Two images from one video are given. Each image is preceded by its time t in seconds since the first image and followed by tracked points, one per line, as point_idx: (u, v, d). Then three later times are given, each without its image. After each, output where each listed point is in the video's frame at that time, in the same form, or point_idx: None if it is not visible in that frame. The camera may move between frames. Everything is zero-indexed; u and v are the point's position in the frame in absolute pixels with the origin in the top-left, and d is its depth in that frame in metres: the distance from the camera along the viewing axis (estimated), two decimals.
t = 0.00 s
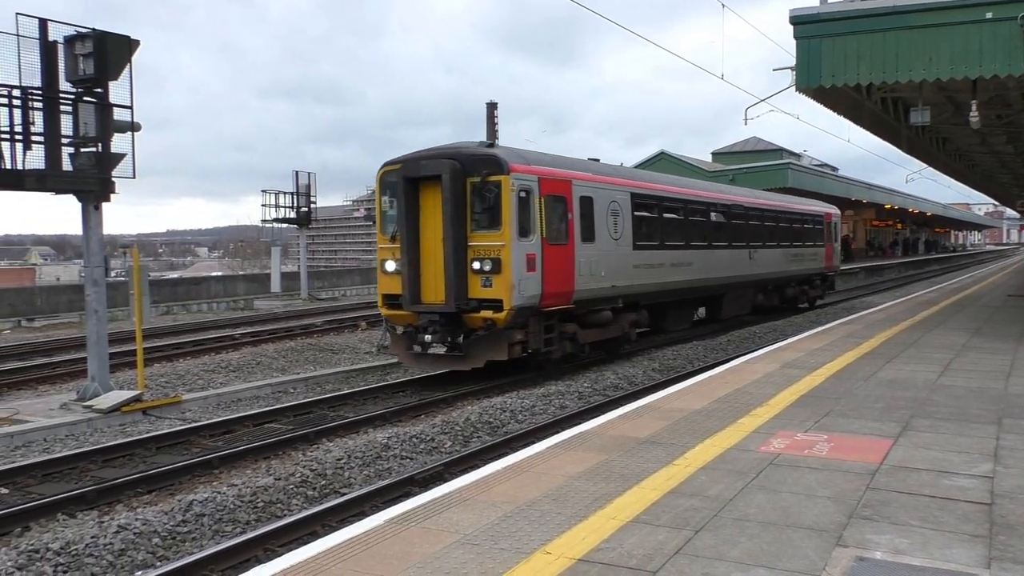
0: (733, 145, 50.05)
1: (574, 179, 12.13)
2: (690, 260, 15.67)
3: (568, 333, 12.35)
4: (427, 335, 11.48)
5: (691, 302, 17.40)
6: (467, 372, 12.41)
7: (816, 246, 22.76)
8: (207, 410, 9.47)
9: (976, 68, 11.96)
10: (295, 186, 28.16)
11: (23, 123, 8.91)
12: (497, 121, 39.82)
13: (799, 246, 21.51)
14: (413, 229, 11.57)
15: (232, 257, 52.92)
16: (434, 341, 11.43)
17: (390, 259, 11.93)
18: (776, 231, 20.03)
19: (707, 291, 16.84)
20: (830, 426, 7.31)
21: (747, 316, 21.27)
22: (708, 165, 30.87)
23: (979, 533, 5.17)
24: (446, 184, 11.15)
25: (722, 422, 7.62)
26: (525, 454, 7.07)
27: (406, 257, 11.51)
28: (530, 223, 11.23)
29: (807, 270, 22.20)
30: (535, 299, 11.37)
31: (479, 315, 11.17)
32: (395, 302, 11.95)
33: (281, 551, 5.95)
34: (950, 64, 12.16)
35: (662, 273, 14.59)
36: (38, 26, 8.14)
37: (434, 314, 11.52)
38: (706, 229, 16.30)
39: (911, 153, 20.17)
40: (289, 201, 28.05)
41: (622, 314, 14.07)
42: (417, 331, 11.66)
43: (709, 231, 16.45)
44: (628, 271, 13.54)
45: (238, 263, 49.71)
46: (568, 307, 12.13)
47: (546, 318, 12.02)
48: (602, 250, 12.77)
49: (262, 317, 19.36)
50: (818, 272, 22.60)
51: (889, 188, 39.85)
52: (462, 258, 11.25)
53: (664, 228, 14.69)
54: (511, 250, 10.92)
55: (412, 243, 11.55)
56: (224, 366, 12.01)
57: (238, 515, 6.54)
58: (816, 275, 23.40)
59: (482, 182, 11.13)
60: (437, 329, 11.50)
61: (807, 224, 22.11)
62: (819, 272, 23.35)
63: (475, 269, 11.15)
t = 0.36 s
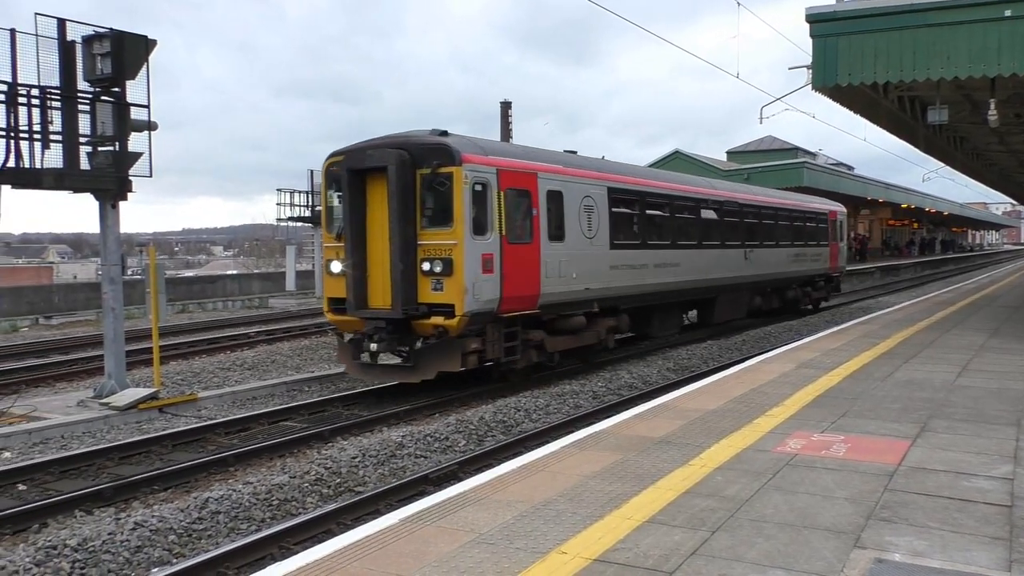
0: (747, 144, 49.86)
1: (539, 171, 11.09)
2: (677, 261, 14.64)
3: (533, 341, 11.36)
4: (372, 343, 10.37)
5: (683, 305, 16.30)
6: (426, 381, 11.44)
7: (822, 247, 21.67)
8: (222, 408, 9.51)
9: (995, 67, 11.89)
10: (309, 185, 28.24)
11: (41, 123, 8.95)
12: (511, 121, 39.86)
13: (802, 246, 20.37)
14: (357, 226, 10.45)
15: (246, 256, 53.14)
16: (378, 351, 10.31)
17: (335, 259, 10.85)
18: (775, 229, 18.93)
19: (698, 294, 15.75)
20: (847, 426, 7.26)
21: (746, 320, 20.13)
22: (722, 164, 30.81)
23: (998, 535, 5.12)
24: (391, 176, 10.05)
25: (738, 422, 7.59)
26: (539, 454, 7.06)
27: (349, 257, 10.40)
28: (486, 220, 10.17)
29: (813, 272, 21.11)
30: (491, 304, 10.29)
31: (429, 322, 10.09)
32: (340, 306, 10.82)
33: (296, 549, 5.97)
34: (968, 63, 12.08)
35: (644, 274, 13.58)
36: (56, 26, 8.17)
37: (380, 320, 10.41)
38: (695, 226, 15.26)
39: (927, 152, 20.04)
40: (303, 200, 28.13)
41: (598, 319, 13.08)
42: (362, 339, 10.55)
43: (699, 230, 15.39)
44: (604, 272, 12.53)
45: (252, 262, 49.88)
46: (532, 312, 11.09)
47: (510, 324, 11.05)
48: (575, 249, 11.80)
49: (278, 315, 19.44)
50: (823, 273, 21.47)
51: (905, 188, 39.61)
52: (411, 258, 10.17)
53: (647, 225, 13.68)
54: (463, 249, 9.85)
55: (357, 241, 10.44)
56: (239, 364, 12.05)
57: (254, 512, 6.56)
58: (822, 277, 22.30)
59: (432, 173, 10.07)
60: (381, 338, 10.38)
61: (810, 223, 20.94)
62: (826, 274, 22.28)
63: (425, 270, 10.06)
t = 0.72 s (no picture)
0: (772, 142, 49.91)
1: (501, 163, 10.06)
2: (666, 263, 13.62)
3: (495, 351, 10.27)
4: (309, 355, 9.37)
5: (675, 309, 15.23)
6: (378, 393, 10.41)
7: (830, 248, 20.60)
8: (245, 406, 9.58)
9: None
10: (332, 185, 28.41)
11: (69, 123, 9.06)
12: (532, 121, 39.88)
13: (806, 247, 19.26)
14: (294, 224, 9.48)
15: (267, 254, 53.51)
16: (314, 363, 9.30)
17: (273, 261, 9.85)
18: (779, 228, 17.90)
19: (689, 298, 14.69)
20: (872, 428, 7.19)
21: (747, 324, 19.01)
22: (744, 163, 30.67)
23: None
24: (327, 168, 9.07)
25: (761, 423, 7.55)
26: (561, 454, 7.05)
27: (284, 257, 9.40)
28: (435, 216, 9.14)
29: (821, 274, 20.12)
30: (442, 311, 9.22)
31: (372, 331, 9.09)
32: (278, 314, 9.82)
33: (319, 547, 5.99)
34: (996, 59, 11.95)
35: (627, 277, 12.58)
36: (83, 27, 8.26)
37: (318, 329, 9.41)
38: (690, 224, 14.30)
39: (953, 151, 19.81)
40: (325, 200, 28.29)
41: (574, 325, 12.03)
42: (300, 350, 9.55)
43: (692, 229, 14.35)
44: (580, 275, 11.52)
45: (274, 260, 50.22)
46: (493, 320, 10.03)
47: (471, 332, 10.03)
48: (545, 250, 10.80)
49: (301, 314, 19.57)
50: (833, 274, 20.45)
51: (930, 187, 39.18)
52: (351, 259, 9.17)
53: (631, 224, 12.67)
54: (407, 250, 8.81)
55: (294, 242, 9.45)
56: (262, 362, 12.14)
57: (276, 510, 6.60)
58: (832, 279, 21.21)
59: (374, 164, 9.08)
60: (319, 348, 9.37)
61: (815, 222, 19.83)
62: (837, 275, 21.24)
63: (366, 274, 9.07)
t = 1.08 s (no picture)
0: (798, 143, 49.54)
1: (449, 152, 9.01)
2: (649, 265, 12.58)
3: (443, 364, 9.20)
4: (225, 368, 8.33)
5: (663, 313, 14.12)
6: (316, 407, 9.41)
7: (838, 248, 19.45)
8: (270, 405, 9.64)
9: None
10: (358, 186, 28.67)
11: (99, 124, 9.21)
12: (556, 122, 39.87)
13: (811, 246, 18.10)
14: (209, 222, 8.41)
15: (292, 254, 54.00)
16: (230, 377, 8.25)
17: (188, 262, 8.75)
18: (782, 227, 16.85)
19: (677, 303, 13.58)
20: (900, 430, 7.12)
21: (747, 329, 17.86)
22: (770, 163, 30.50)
23: None
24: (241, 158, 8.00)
25: (786, 424, 7.49)
26: (585, 454, 7.05)
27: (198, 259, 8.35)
28: (367, 211, 8.09)
29: (829, 276, 19.04)
30: (374, 319, 8.16)
31: (294, 341, 8.05)
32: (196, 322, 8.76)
33: (342, 545, 6.03)
34: None
35: (602, 281, 11.54)
36: (113, 31, 8.36)
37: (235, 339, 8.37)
38: (680, 222, 13.31)
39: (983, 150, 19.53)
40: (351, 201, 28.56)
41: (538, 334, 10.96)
42: (215, 364, 8.48)
43: (681, 229, 13.31)
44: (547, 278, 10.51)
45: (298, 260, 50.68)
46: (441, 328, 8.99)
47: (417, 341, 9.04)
48: (504, 249, 9.76)
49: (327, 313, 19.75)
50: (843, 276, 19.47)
51: (959, 187, 38.67)
52: (270, 260, 8.12)
53: (609, 223, 11.64)
54: (331, 251, 7.75)
55: (209, 242, 8.37)
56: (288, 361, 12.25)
57: (301, 508, 6.65)
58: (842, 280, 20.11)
59: (295, 153, 8.04)
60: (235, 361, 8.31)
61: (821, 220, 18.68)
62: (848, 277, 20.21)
63: (287, 277, 8.03)
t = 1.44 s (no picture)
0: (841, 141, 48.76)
1: (397, 140, 8.01)
2: (644, 267, 11.54)
3: (390, 380, 8.20)
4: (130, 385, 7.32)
5: (663, 321, 13.02)
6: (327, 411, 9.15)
7: (864, 249, 18.28)
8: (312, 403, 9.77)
9: None
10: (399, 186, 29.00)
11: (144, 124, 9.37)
12: (595, 120, 39.73)
13: (832, 247, 16.93)
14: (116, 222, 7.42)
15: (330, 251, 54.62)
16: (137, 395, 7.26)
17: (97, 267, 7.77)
18: (799, 227, 15.66)
19: (676, 311, 12.51)
20: (947, 436, 6.98)
21: (761, 336, 16.80)
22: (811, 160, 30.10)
23: None
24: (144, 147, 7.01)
25: (830, 428, 7.40)
26: (625, 456, 7.03)
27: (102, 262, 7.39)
28: (290, 208, 7.14)
29: (854, 279, 17.91)
30: (297, 329, 7.19)
31: (205, 354, 7.06)
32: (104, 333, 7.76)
33: (382, 542, 6.08)
34: None
35: (587, 286, 10.50)
36: (160, 30, 8.47)
37: (142, 352, 7.36)
38: (682, 222, 12.28)
39: None
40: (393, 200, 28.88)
41: (506, 346, 9.92)
42: (121, 380, 7.52)
43: (681, 228, 12.25)
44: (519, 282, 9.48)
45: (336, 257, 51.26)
46: (385, 339, 8.00)
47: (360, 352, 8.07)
48: (467, 250, 8.75)
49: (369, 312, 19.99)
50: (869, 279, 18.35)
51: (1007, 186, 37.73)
52: (180, 263, 7.15)
53: (596, 221, 10.62)
54: (242, 251, 6.80)
55: (114, 243, 7.38)
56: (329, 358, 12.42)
57: (342, 505, 6.73)
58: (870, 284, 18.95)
59: (205, 140, 7.05)
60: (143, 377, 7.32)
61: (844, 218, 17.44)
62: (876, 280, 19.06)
63: (196, 281, 7.05)
